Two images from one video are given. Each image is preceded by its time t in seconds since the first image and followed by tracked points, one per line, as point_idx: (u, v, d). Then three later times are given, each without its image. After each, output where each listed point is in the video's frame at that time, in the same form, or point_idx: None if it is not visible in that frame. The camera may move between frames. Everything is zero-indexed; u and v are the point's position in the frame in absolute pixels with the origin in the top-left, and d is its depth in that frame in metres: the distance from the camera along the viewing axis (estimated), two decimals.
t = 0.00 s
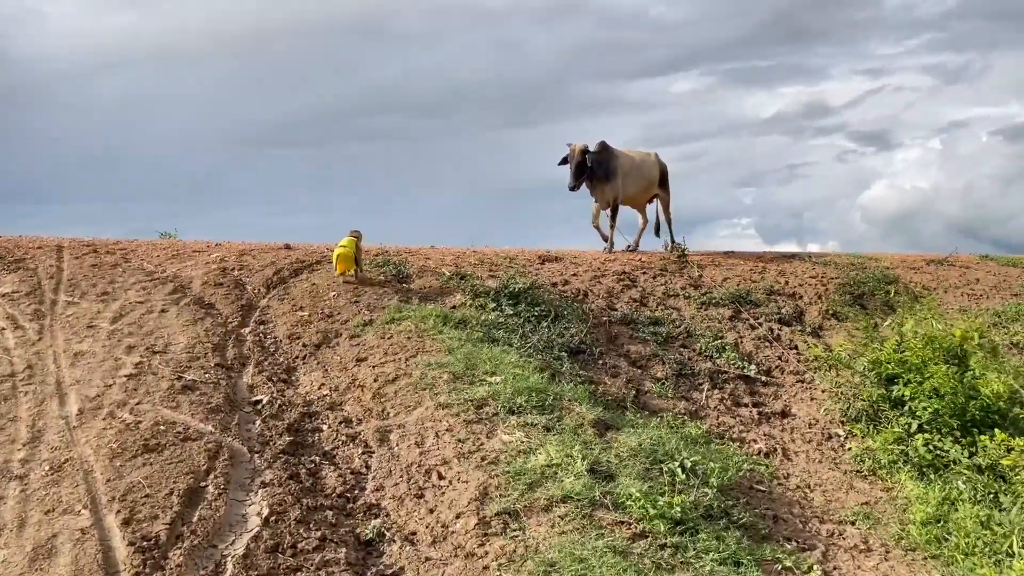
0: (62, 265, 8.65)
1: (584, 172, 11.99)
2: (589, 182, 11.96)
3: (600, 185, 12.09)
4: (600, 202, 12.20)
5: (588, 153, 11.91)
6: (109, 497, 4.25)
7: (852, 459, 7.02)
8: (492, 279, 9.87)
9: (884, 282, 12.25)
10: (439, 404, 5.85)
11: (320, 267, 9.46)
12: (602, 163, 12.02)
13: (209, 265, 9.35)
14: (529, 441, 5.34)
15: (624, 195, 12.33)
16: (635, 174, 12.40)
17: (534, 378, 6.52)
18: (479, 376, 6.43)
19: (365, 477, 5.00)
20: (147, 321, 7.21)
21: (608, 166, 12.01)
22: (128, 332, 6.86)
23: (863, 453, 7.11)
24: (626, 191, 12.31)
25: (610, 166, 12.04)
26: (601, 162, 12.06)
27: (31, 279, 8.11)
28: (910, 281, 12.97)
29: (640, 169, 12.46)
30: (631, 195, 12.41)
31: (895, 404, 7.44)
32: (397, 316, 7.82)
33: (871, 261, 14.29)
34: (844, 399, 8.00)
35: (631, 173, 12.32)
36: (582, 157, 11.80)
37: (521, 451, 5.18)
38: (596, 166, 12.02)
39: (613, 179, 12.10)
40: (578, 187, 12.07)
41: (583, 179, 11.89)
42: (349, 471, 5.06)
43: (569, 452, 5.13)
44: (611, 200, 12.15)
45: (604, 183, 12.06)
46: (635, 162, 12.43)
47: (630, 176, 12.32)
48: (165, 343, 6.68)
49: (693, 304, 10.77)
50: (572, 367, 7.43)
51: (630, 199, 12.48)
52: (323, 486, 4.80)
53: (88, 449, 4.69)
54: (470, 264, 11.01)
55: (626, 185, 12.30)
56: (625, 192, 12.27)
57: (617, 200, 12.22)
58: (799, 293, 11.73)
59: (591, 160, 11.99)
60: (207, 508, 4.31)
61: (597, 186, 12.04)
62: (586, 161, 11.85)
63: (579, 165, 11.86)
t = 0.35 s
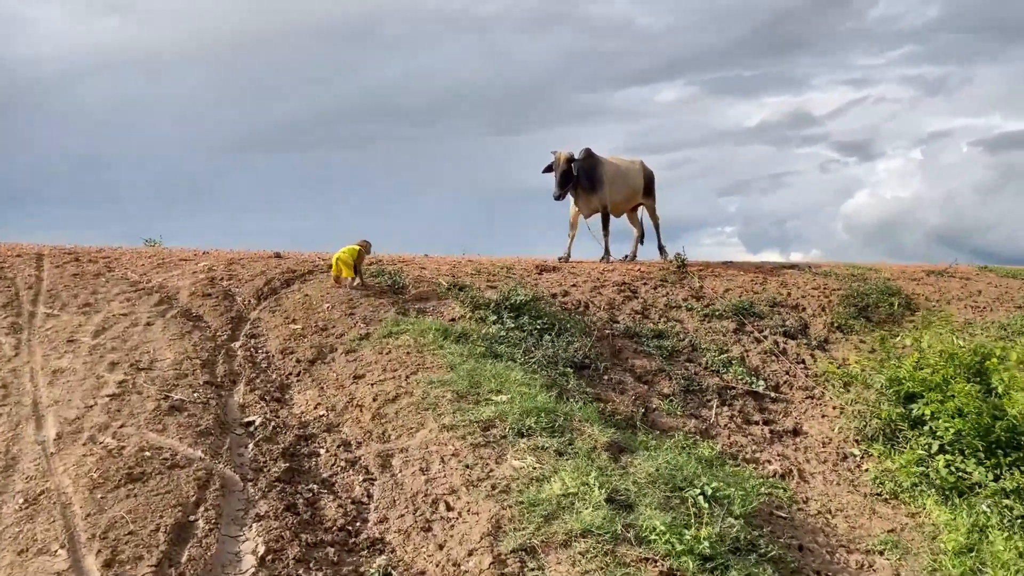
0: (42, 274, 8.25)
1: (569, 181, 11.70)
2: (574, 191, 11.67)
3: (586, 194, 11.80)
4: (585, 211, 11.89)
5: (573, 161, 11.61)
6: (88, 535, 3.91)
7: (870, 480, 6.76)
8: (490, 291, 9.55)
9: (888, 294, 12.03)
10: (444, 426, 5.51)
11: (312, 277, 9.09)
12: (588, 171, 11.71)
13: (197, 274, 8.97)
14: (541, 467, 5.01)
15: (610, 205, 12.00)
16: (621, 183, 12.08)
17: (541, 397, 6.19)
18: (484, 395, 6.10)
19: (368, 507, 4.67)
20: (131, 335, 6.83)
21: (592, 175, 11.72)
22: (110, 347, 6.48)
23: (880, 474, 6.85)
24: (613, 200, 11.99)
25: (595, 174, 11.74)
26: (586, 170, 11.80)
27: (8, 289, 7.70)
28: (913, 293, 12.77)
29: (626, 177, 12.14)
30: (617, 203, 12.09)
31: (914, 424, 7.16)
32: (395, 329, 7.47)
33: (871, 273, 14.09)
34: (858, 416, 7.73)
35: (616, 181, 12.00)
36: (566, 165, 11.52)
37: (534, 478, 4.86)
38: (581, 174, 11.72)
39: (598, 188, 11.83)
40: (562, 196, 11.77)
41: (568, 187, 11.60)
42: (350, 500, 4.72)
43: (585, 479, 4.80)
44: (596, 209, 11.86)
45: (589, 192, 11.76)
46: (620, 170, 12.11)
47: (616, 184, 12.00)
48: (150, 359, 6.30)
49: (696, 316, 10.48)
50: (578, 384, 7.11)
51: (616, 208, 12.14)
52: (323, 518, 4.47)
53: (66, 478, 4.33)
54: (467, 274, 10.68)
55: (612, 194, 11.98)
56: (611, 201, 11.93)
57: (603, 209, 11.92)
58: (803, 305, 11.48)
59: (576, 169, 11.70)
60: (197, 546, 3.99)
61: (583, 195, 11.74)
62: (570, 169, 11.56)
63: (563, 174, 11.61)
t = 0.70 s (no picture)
0: (31, 286, 7.92)
1: (559, 191, 11.29)
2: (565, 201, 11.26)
3: (577, 204, 11.37)
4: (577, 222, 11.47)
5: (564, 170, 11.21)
6: None
7: (897, 503, 6.52)
8: (496, 304, 9.26)
9: (898, 306, 11.80)
10: (458, 451, 5.22)
11: (313, 290, 8.78)
12: (580, 181, 11.31)
13: (193, 286, 8.65)
14: (565, 497, 4.72)
15: (603, 215, 11.56)
16: (615, 193, 11.61)
17: (559, 419, 5.90)
18: (499, 417, 5.81)
19: (381, 543, 4.40)
20: (125, 352, 6.52)
21: (584, 185, 11.29)
22: (104, 366, 6.17)
23: (908, 497, 6.59)
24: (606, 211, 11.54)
25: (587, 183, 11.32)
26: (578, 179, 11.37)
27: None
28: (923, 305, 12.55)
29: (620, 187, 11.67)
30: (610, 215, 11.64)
31: (942, 446, 6.88)
32: (401, 346, 7.16)
33: (879, 285, 13.88)
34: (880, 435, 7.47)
35: (610, 192, 11.52)
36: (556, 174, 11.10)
37: (559, 509, 4.59)
38: (572, 184, 11.33)
39: (590, 198, 11.39)
40: (552, 206, 11.37)
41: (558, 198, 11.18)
42: (363, 534, 4.45)
43: (613, 511, 4.52)
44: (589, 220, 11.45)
45: (580, 202, 11.34)
46: (615, 180, 11.63)
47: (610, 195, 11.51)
48: (146, 378, 5.99)
49: (706, 330, 10.21)
50: (593, 404, 6.83)
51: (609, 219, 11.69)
52: (333, 555, 4.24)
53: (58, 514, 4.11)
54: (470, 286, 10.39)
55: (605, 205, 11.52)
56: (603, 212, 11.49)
57: (597, 220, 11.53)
58: (812, 318, 11.24)
59: (567, 178, 11.28)
60: None
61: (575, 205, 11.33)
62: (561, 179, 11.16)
63: (554, 184, 11.20)
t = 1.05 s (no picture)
0: (18, 292, 7.60)
1: (549, 194, 10.72)
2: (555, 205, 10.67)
3: (567, 209, 10.79)
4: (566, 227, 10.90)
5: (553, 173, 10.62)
6: None
7: (922, 520, 6.32)
8: (501, 312, 8.99)
9: (907, 314, 11.58)
10: (470, 468, 4.93)
11: (311, 296, 8.49)
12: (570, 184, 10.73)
13: (186, 292, 8.34)
14: (586, 518, 4.48)
15: (594, 220, 10.98)
16: (606, 197, 10.96)
17: (572, 433, 5.63)
18: (510, 431, 5.53)
19: (391, 569, 4.17)
20: (117, 361, 6.23)
21: (574, 188, 10.71)
22: (94, 376, 5.87)
23: (932, 514, 6.36)
24: (596, 216, 10.95)
25: (578, 187, 10.74)
26: (569, 182, 10.78)
27: None
28: (931, 313, 12.34)
29: (612, 191, 11.03)
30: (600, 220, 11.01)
31: (968, 460, 6.58)
32: (405, 356, 6.88)
33: (885, 292, 13.67)
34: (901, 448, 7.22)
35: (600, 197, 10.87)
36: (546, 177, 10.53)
37: (581, 533, 4.36)
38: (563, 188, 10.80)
39: (581, 202, 10.80)
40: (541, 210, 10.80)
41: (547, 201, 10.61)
42: (371, 561, 4.21)
43: (637, 534, 4.30)
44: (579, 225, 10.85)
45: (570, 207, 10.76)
46: (606, 184, 10.97)
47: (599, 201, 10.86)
48: (138, 390, 5.69)
49: (714, 338, 9.97)
50: (606, 417, 6.56)
51: (600, 224, 11.10)
52: None
53: (44, 540, 3.84)
54: (472, 292, 10.11)
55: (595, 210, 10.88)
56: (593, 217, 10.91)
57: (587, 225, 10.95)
58: (821, 326, 11.01)
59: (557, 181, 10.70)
60: None
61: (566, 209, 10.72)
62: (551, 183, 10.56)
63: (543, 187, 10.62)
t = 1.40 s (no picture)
0: None
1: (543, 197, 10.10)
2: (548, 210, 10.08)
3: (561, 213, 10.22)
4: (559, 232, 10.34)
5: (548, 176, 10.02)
6: None
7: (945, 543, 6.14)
8: (502, 320, 8.69)
9: (915, 322, 11.34)
10: (477, 492, 4.64)
11: (306, 303, 8.17)
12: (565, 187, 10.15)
13: (176, 299, 8.02)
14: (603, 548, 4.26)
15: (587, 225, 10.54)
16: (604, 200, 10.65)
17: (584, 452, 5.34)
18: (518, 451, 5.23)
19: None
20: (102, 374, 5.91)
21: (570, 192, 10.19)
22: (78, 391, 5.54)
23: (955, 536, 6.15)
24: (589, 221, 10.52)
25: (574, 191, 10.22)
26: (563, 185, 10.23)
27: None
28: (938, 321, 12.11)
29: (610, 195, 10.72)
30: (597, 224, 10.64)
31: (993, 479, 6.32)
32: (405, 368, 6.57)
33: (889, 299, 13.44)
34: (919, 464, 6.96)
35: (598, 199, 10.55)
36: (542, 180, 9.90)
37: (600, 564, 4.15)
38: (558, 191, 10.23)
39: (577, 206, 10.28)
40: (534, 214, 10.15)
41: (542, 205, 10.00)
42: None
43: (659, 567, 4.09)
44: (572, 230, 10.31)
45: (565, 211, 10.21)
46: (605, 186, 10.65)
47: (597, 204, 10.52)
48: (124, 405, 5.38)
49: (720, 347, 9.69)
50: (616, 433, 6.28)
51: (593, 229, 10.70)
52: None
53: None
54: (471, 299, 9.80)
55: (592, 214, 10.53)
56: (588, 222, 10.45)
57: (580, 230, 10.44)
58: (828, 334, 10.74)
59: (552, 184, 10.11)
60: None
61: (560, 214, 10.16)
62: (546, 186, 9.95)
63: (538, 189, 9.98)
